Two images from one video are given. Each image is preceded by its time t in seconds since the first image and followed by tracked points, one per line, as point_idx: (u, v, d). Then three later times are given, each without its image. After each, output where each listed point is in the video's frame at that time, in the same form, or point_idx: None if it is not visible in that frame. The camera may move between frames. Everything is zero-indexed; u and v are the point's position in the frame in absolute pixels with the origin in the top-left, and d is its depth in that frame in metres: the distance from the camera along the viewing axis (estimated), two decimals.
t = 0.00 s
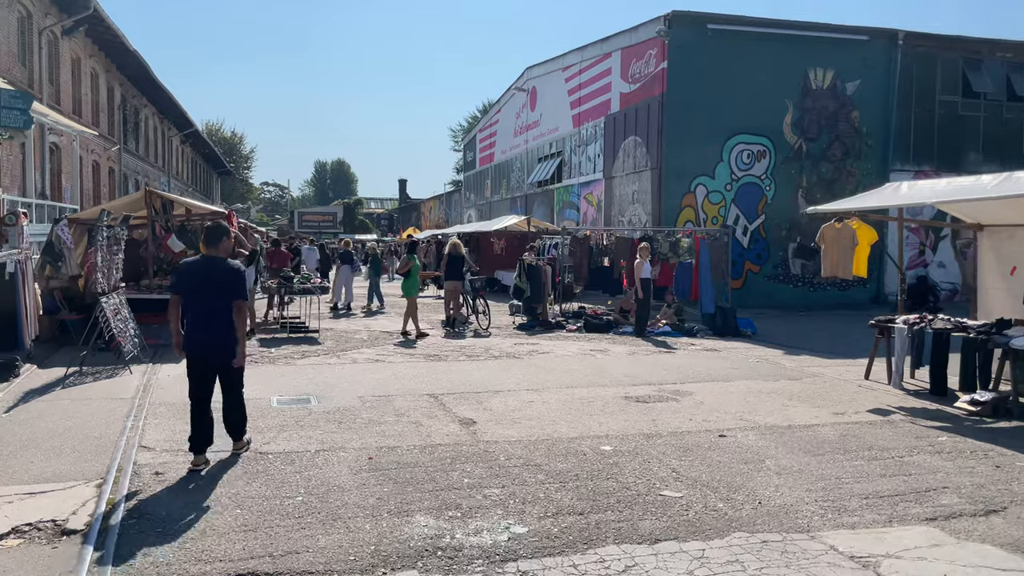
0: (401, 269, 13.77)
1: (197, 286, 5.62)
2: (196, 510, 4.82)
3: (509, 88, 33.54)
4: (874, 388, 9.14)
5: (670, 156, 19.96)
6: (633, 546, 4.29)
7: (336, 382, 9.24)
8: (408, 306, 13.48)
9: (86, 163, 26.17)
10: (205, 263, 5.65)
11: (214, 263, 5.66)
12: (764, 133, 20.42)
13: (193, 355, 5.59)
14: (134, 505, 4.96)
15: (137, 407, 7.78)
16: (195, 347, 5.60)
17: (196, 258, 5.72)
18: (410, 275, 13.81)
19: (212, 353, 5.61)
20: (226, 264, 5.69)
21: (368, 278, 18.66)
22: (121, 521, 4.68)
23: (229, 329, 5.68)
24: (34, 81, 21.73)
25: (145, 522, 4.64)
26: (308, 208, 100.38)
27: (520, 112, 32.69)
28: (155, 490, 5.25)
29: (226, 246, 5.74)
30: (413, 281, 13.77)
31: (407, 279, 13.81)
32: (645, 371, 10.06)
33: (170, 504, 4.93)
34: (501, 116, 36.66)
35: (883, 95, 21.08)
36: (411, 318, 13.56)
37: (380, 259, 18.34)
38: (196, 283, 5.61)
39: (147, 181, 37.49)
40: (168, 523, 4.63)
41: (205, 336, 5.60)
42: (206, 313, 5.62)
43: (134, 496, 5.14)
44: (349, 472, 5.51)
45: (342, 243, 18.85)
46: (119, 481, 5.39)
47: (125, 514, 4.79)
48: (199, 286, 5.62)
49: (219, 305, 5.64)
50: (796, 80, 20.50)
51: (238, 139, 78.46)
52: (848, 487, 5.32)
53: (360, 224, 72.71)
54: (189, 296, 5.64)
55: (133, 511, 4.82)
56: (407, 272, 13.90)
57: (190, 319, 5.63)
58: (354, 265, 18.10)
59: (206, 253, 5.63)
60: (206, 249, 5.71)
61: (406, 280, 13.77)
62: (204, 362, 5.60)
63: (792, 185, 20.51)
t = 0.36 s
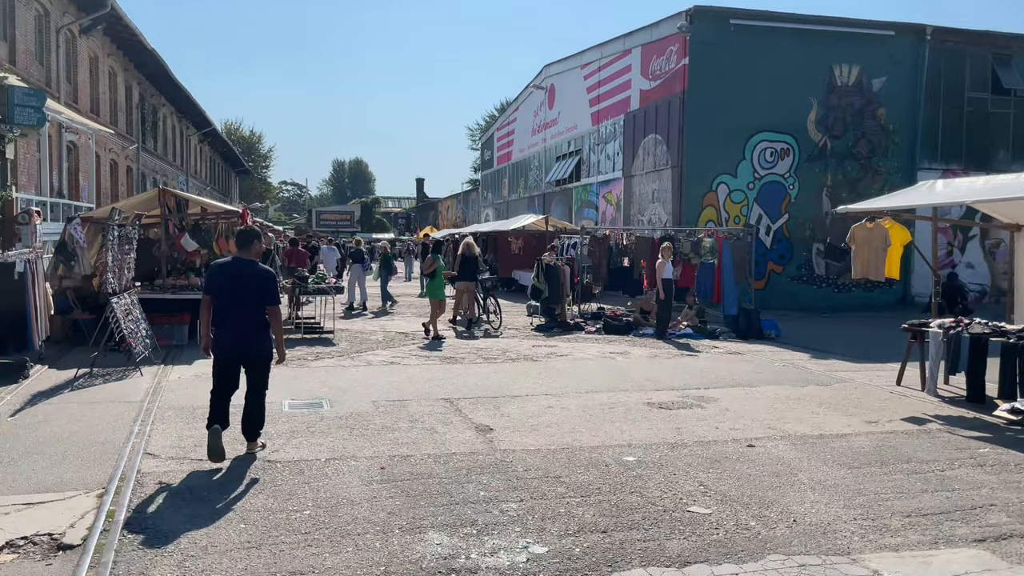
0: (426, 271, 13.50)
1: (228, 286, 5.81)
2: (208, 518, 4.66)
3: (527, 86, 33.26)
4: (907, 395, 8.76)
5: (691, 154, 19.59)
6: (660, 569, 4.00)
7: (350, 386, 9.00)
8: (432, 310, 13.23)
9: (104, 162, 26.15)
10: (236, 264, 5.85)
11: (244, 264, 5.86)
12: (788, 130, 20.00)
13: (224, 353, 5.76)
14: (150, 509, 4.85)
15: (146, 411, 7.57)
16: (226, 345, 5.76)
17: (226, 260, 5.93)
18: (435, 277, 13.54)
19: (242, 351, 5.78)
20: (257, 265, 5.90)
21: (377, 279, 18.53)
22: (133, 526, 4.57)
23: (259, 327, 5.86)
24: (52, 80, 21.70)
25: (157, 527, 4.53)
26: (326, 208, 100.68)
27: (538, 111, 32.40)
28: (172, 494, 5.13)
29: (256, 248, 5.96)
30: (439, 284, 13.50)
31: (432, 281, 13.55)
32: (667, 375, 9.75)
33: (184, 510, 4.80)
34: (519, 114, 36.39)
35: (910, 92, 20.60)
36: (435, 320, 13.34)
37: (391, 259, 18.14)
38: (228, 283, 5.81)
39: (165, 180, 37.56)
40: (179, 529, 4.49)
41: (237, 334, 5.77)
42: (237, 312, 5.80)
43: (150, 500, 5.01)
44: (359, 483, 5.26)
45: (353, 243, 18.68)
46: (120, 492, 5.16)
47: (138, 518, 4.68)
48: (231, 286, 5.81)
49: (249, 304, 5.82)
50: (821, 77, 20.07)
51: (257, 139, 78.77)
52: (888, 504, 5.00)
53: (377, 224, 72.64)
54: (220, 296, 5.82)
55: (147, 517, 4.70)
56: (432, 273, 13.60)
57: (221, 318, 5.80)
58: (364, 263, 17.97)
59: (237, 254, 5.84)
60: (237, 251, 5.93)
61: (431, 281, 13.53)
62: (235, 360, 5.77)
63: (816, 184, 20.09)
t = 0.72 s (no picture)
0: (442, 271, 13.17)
1: (235, 287, 6.00)
2: (213, 513, 4.71)
3: (536, 84, 32.93)
4: (933, 401, 8.38)
5: (703, 152, 19.21)
6: None
7: (352, 390, 8.70)
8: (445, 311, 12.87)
9: (109, 161, 25.93)
10: (239, 265, 6.05)
11: (248, 265, 6.07)
12: (802, 128, 19.61)
13: (236, 351, 5.94)
14: (162, 497, 5.01)
15: (139, 416, 7.28)
16: (237, 343, 5.94)
17: (229, 263, 6.10)
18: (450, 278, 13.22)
19: (253, 348, 5.97)
20: (259, 265, 6.12)
21: (380, 280, 18.24)
22: (144, 513, 4.73)
23: (267, 324, 6.08)
24: (56, 78, 21.49)
25: (167, 515, 4.68)
26: (335, 207, 100.60)
27: (547, 109, 32.09)
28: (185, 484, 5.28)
29: (256, 250, 6.19)
30: (455, 285, 13.18)
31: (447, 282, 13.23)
32: (681, 379, 9.40)
33: (195, 500, 4.95)
34: (527, 113, 36.09)
35: (927, 89, 20.18)
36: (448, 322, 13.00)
37: (393, 260, 17.82)
38: (234, 284, 6.00)
39: (172, 180, 37.37)
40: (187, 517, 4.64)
41: (247, 332, 5.97)
42: (244, 311, 6.00)
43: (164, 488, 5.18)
44: (358, 496, 4.94)
45: (354, 243, 18.33)
46: (104, 505, 4.86)
47: (149, 507, 4.84)
48: (237, 286, 6.00)
49: (257, 302, 6.03)
50: (835, 74, 19.68)
51: (266, 139, 78.72)
52: (924, 522, 4.65)
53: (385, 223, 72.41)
54: (227, 296, 6.01)
55: (158, 505, 4.86)
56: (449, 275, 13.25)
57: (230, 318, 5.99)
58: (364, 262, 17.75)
59: (241, 255, 6.05)
60: (237, 253, 6.13)
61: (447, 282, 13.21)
62: (246, 358, 5.95)
63: (830, 183, 19.71)
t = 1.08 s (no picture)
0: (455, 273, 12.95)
1: (232, 279, 6.27)
2: (191, 532, 4.41)
3: (538, 82, 32.62)
4: (949, 407, 8.08)
5: (707, 150, 18.89)
6: None
7: (347, 395, 8.41)
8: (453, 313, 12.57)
9: (105, 160, 25.66)
10: (238, 259, 6.31)
11: (246, 260, 6.33)
12: (807, 125, 19.29)
13: (231, 342, 6.19)
14: (155, 486, 5.20)
15: (122, 424, 6.99)
16: (233, 335, 6.21)
17: (229, 257, 6.36)
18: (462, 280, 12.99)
19: (248, 340, 6.23)
20: (256, 259, 6.37)
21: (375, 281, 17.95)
22: (135, 501, 4.92)
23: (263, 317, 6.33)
24: (50, 76, 21.23)
25: (157, 503, 4.86)
26: (337, 207, 100.36)
27: (548, 108, 31.80)
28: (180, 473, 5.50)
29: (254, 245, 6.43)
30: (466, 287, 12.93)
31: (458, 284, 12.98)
32: (687, 383, 9.10)
33: (186, 489, 5.13)
34: (528, 111, 35.80)
35: (935, 86, 19.86)
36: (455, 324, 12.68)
37: (389, 260, 17.49)
38: (232, 278, 6.26)
39: (170, 179, 37.10)
40: (176, 506, 4.81)
41: (242, 323, 6.24)
42: (240, 303, 6.26)
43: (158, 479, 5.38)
44: (345, 513, 4.64)
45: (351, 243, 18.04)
46: (75, 523, 4.56)
47: (141, 495, 5.03)
48: (233, 280, 6.26)
49: (252, 295, 6.29)
50: (841, 70, 19.36)
51: (266, 138, 78.46)
52: (951, 541, 4.35)
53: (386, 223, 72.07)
54: (225, 289, 6.29)
55: (151, 493, 5.05)
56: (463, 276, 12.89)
57: (227, 310, 6.26)
58: (360, 262, 17.57)
59: (238, 249, 6.29)
60: (237, 248, 6.38)
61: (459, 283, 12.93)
62: (241, 349, 6.23)
63: (836, 181, 19.39)
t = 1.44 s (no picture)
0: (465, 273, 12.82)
1: (242, 280, 6.37)
2: (168, 549, 4.10)
3: (538, 80, 32.31)
4: (966, 412, 7.78)
5: (710, 148, 18.59)
6: None
7: (342, 398, 8.11)
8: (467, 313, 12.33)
9: (101, 158, 25.34)
10: (249, 261, 6.43)
11: (256, 262, 6.45)
12: (813, 123, 18.99)
13: (239, 342, 6.26)
14: (170, 474, 5.40)
15: (106, 429, 6.70)
16: (239, 333, 6.30)
17: (238, 259, 6.47)
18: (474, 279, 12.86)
19: (252, 339, 6.32)
20: (265, 262, 6.51)
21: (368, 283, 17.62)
22: (153, 488, 5.11)
23: (269, 318, 6.44)
24: (44, 72, 20.92)
25: (176, 489, 5.06)
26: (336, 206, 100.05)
27: (549, 106, 31.52)
28: (191, 462, 5.71)
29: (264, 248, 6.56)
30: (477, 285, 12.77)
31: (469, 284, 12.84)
32: (693, 386, 8.80)
33: (200, 476, 5.34)
34: (528, 110, 35.52)
35: (942, 83, 19.57)
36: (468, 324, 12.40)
37: (381, 259, 17.11)
38: (241, 278, 6.37)
39: (168, 177, 36.77)
40: (191, 492, 4.99)
41: (249, 323, 6.32)
42: (249, 302, 6.36)
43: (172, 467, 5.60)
44: (335, 528, 4.34)
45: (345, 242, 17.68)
46: (45, 539, 4.25)
47: (159, 482, 5.23)
48: (243, 280, 6.37)
49: (260, 296, 6.40)
50: (847, 67, 19.06)
51: (266, 137, 78.09)
52: (986, 560, 4.04)
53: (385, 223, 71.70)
54: (234, 289, 6.38)
55: (168, 481, 5.25)
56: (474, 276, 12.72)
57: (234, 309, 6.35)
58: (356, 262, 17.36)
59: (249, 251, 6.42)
60: (247, 250, 6.51)
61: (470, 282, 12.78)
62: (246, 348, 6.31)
63: (841, 180, 19.10)
